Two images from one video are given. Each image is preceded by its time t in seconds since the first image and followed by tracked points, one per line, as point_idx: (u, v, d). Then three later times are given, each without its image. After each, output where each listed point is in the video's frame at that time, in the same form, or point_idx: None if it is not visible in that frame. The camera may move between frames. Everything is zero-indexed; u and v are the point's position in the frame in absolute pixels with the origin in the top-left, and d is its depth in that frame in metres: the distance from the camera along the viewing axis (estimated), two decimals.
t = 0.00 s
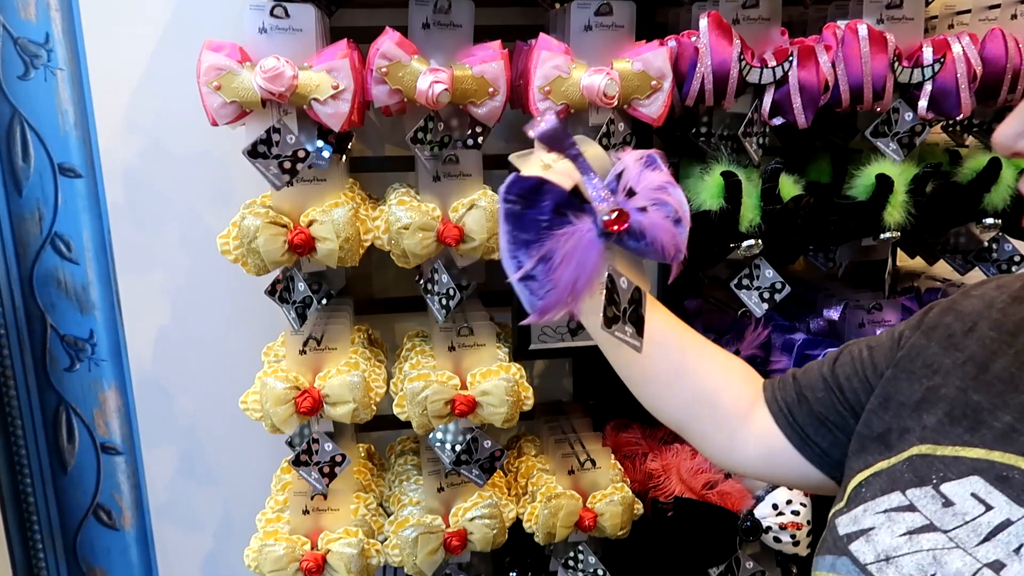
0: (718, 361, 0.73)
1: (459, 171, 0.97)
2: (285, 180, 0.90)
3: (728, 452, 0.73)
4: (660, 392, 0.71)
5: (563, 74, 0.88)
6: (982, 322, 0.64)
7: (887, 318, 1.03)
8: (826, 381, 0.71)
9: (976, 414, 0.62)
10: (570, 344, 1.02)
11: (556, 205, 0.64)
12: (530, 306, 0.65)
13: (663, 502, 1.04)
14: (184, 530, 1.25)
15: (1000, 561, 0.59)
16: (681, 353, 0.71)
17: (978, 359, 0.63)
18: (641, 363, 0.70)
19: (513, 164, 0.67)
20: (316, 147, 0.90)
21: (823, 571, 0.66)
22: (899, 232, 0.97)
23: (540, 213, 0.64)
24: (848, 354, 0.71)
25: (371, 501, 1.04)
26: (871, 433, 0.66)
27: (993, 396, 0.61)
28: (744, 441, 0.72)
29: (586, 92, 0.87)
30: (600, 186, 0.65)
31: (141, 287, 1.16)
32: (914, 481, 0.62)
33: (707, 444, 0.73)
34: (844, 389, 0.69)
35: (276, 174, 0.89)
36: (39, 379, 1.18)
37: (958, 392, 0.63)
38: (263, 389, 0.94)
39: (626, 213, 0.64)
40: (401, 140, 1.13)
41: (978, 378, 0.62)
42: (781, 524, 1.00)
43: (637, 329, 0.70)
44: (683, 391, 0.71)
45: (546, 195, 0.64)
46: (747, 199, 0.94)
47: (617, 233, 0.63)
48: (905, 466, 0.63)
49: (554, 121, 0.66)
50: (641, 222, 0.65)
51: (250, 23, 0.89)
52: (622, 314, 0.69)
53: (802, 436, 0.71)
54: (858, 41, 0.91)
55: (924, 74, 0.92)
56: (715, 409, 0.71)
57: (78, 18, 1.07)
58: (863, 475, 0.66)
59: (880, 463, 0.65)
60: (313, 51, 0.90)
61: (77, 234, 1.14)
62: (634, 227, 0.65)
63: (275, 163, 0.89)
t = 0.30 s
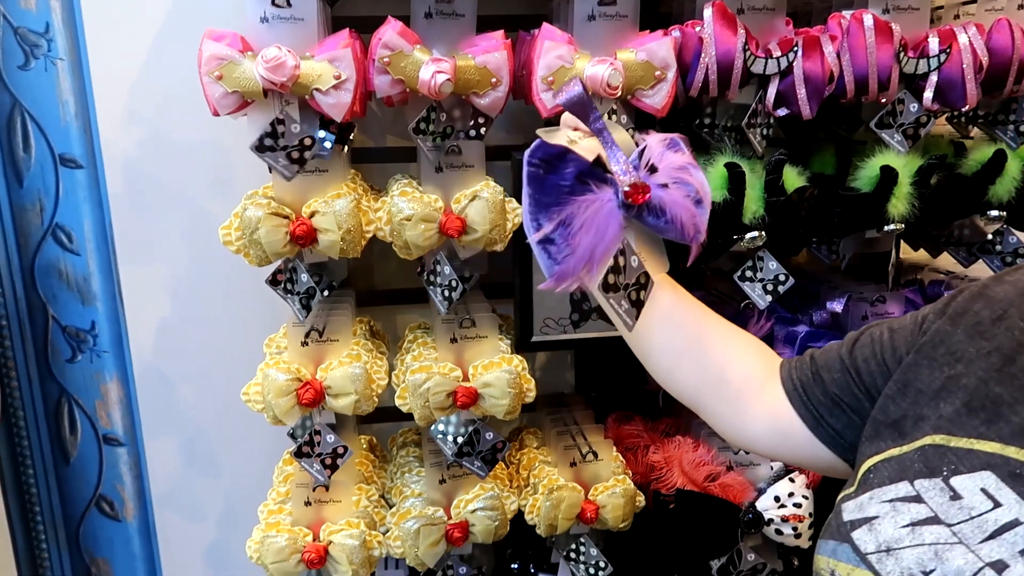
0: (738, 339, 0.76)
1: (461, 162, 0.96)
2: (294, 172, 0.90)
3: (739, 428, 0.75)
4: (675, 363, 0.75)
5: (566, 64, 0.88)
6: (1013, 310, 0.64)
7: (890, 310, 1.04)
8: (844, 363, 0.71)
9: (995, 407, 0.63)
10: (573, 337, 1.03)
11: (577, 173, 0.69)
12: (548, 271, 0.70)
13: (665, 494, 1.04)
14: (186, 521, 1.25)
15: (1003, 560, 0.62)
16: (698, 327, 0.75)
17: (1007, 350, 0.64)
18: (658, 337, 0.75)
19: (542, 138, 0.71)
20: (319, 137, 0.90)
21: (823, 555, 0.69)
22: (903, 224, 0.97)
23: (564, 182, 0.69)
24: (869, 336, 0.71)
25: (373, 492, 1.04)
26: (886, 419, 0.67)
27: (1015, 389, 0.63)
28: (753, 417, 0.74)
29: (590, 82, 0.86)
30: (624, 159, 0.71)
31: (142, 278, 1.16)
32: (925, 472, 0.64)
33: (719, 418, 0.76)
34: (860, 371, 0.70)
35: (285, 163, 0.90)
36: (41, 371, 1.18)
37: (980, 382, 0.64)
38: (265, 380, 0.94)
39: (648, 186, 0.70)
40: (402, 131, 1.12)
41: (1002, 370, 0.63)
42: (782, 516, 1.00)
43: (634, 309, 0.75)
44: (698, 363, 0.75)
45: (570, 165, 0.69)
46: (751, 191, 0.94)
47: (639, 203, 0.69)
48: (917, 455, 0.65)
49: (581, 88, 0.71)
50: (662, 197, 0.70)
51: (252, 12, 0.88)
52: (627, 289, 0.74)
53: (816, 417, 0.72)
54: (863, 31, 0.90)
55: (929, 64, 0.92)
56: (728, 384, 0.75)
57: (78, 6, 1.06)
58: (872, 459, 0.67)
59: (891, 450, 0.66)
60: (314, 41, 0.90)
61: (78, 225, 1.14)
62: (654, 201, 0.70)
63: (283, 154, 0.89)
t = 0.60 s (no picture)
0: (729, 342, 0.77)
1: (443, 168, 0.96)
2: (285, 175, 0.90)
3: (732, 430, 0.76)
4: (669, 367, 0.76)
5: (547, 70, 0.88)
6: (1002, 321, 0.64)
7: (870, 315, 1.04)
8: (836, 370, 0.73)
9: (982, 418, 0.62)
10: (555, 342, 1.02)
11: (566, 179, 0.69)
12: (532, 275, 0.70)
13: (647, 500, 1.05)
14: (169, 529, 1.24)
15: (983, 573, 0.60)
16: (693, 331, 0.75)
17: (995, 361, 0.63)
18: (652, 334, 0.75)
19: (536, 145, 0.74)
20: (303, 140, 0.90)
21: (808, 564, 0.69)
22: (882, 229, 0.98)
23: (552, 187, 0.69)
24: (861, 344, 0.72)
25: (355, 499, 1.03)
26: (875, 428, 0.68)
27: (1001, 401, 0.62)
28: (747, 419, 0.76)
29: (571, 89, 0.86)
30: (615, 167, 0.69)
31: (124, 284, 1.15)
32: (909, 482, 0.64)
33: (712, 420, 0.77)
34: (852, 378, 0.71)
35: (275, 169, 0.89)
36: (21, 378, 1.17)
37: (967, 393, 0.63)
38: (245, 387, 0.94)
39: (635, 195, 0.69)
40: (385, 136, 1.12)
41: (990, 381, 0.63)
42: (764, 521, 1.00)
43: (612, 309, 0.75)
44: (693, 366, 0.75)
45: (560, 170, 0.69)
46: (732, 197, 0.93)
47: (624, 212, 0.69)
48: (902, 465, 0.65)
49: (570, 97, 0.69)
50: (649, 207, 0.69)
51: (231, 18, 0.88)
52: (605, 291, 0.74)
53: (807, 422, 0.73)
54: (842, 38, 0.90)
55: (908, 71, 0.92)
56: (722, 387, 0.76)
57: (58, 10, 1.06)
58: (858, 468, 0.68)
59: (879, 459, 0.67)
60: (295, 47, 0.90)
61: (59, 232, 1.13)
62: (641, 210, 0.69)
63: (271, 159, 0.88)
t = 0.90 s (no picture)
0: (738, 343, 0.77)
1: (429, 166, 0.95)
2: (245, 174, 0.89)
3: (739, 429, 0.77)
4: (676, 365, 0.76)
5: (534, 69, 0.88)
6: (1012, 324, 0.64)
7: (856, 314, 1.04)
8: (844, 373, 0.73)
9: (988, 424, 0.63)
10: (542, 341, 1.02)
11: (563, 186, 0.68)
12: (533, 284, 0.69)
13: (633, 499, 1.05)
14: (151, 532, 1.23)
15: None
16: (702, 331, 0.76)
17: (1002, 365, 0.63)
18: (660, 334, 0.76)
19: (540, 149, 0.74)
20: (280, 142, 0.88)
21: (810, 569, 0.69)
22: (868, 229, 0.98)
23: (550, 195, 0.68)
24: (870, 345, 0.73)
25: (341, 500, 1.03)
26: (880, 431, 0.68)
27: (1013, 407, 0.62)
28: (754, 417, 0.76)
29: (558, 87, 0.86)
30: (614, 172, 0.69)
31: (105, 284, 1.13)
32: (913, 487, 0.64)
33: (719, 420, 0.77)
34: (859, 380, 0.72)
35: (236, 166, 0.88)
36: None
37: (975, 398, 0.64)
38: (229, 387, 0.93)
39: (637, 199, 0.68)
40: (370, 134, 1.11)
41: (998, 386, 0.63)
42: (750, 520, 1.00)
43: (623, 319, 0.73)
44: (701, 365, 0.76)
45: (557, 178, 0.68)
46: (718, 196, 0.93)
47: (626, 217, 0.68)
48: (906, 468, 0.65)
49: (562, 105, 0.69)
50: (653, 210, 0.69)
51: (214, 14, 0.87)
52: (615, 299, 0.72)
53: (814, 425, 0.74)
54: (828, 38, 0.91)
55: (892, 71, 0.93)
56: (729, 386, 0.76)
57: (37, 5, 1.04)
58: (863, 473, 0.68)
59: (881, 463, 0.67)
60: (280, 43, 0.89)
61: (38, 230, 1.11)
62: (644, 214, 0.69)
63: (235, 155, 0.87)
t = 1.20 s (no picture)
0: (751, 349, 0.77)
1: (410, 160, 0.94)
2: (251, 167, 0.88)
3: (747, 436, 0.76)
4: (685, 369, 0.75)
5: (515, 63, 0.87)
6: (1014, 329, 0.64)
7: (834, 310, 1.05)
8: (848, 379, 0.73)
9: (983, 428, 0.63)
10: (523, 337, 1.02)
11: (544, 195, 0.67)
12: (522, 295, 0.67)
13: (614, 494, 1.05)
14: (127, 531, 1.21)
15: None
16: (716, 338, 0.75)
17: (1001, 370, 0.64)
18: (672, 338, 0.75)
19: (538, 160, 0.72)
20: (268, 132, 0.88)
21: (802, 568, 0.70)
22: (845, 224, 0.99)
23: (532, 205, 0.67)
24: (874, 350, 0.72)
25: (320, 497, 1.02)
26: (878, 436, 0.68)
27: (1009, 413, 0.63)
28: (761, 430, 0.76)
29: (539, 81, 0.86)
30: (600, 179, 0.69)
31: (79, 280, 1.12)
32: (905, 491, 0.64)
33: (728, 427, 0.77)
34: (863, 386, 0.72)
35: (241, 160, 0.87)
36: None
37: (971, 403, 0.64)
38: (206, 385, 0.91)
39: (624, 203, 0.67)
40: (350, 128, 1.10)
41: (995, 391, 0.64)
42: (730, 514, 1.01)
43: (617, 324, 0.72)
44: (711, 371, 0.75)
45: (538, 188, 0.67)
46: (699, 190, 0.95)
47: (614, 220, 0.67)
48: (901, 475, 0.65)
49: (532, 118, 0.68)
50: (642, 212, 0.68)
51: (192, 6, 0.86)
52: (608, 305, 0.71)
53: (819, 431, 0.73)
54: (807, 35, 0.91)
55: (871, 68, 0.93)
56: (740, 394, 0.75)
57: None
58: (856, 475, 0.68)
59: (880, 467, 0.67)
60: (258, 36, 0.87)
61: (10, 225, 1.09)
62: (634, 219, 0.67)
63: (237, 151, 0.87)
